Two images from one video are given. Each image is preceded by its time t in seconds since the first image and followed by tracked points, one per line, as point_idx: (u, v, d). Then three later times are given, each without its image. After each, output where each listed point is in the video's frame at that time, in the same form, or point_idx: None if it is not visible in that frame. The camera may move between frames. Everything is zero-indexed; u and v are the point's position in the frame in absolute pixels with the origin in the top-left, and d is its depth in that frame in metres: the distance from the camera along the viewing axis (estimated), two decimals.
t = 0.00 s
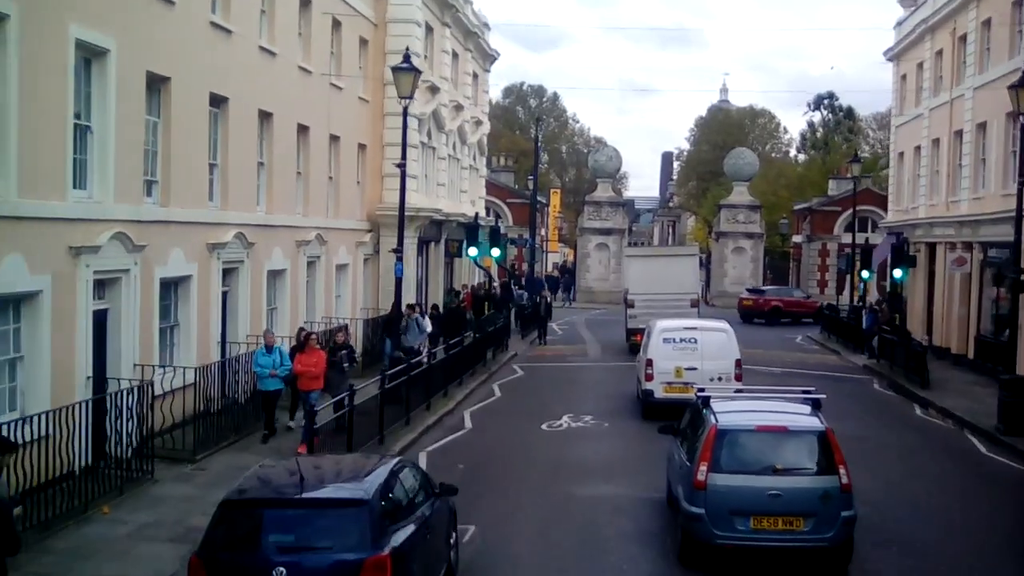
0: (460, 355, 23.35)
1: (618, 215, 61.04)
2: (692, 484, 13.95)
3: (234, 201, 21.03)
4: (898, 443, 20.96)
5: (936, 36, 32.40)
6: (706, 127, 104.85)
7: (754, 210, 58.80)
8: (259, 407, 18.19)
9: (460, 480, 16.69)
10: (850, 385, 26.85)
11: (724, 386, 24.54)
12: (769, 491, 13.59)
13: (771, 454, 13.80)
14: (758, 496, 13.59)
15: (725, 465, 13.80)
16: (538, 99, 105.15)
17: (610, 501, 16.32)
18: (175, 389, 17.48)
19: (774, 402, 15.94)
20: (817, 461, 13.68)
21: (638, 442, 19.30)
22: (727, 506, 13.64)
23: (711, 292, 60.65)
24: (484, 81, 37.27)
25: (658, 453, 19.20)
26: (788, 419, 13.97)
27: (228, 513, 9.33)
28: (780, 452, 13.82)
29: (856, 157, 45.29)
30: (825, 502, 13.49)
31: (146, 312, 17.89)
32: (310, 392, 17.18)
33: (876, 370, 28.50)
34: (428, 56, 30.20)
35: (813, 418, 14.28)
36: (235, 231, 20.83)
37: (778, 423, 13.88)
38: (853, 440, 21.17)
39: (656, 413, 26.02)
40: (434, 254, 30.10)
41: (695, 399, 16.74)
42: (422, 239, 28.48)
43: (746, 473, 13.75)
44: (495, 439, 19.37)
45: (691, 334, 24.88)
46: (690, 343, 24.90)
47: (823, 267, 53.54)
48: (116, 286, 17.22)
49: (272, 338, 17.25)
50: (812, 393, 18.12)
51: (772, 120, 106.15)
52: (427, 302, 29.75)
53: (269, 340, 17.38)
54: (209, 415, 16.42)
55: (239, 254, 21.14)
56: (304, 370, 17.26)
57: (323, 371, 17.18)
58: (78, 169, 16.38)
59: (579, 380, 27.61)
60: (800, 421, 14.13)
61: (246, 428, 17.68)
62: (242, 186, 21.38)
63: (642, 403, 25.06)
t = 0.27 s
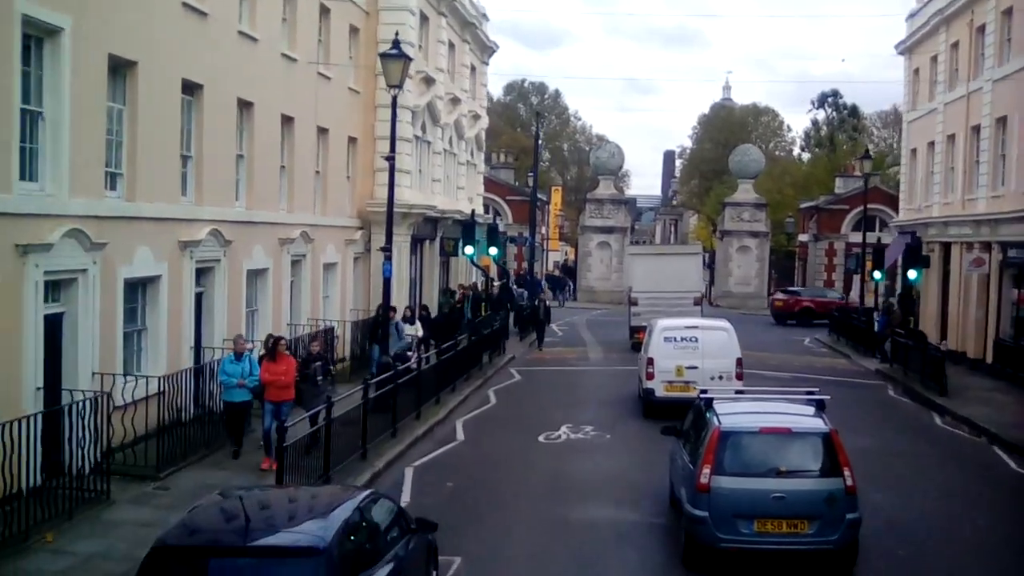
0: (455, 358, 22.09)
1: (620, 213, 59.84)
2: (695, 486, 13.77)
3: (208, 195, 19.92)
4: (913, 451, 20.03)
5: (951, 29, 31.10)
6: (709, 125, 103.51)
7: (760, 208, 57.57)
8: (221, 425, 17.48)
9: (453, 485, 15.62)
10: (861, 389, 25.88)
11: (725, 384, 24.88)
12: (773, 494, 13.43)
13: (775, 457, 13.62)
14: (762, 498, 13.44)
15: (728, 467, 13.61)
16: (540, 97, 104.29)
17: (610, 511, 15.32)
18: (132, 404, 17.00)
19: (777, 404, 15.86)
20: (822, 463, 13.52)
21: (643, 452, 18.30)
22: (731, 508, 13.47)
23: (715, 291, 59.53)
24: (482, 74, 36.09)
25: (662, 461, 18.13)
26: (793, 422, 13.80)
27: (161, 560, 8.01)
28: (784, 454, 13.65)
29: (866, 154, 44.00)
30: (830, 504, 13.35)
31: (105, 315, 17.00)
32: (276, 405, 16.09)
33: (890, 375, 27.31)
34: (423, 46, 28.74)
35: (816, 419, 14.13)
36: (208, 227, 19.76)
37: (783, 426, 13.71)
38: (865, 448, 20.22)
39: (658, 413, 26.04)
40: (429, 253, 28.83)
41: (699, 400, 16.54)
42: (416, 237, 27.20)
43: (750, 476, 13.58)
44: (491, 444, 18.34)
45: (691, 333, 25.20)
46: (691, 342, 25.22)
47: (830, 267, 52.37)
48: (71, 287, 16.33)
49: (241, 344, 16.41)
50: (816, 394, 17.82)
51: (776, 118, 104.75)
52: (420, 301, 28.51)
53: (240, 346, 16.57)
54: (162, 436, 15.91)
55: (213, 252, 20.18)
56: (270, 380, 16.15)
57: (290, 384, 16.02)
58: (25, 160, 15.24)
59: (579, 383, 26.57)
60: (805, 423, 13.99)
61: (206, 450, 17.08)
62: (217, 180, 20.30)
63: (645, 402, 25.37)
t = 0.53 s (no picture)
0: (449, 364, 20.86)
1: (623, 212, 58.58)
2: (700, 488, 13.79)
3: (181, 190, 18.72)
4: (929, 463, 19.16)
5: (968, 21, 29.84)
6: (713, 123, 102.07)
7: (765, 208, 56.35)
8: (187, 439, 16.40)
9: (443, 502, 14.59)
10: (873, 396, 24.91)
11: (728, 386, 24.58)
12: (778, 496, 13.44)
13: (781, 459, 13.63)
14: (768, 501, 13.45)
15: (734, 470, 13.62)
16: (541, 94, 102.99)
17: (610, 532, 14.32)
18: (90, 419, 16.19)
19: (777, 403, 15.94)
20: (828, 466, 13.54)
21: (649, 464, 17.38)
22: (736, 510, 13.48)
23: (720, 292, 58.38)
24: (481, 68, 34.86)
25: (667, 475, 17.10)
26: (799, 424, 13.83)
27: None
28: (790, 456, 13.66)
29: (878, 152, 42.70)
30: (836, 507, 13.37)
31: (62, 319, 15.74)
32: (234, 426, 14.87)
33: (905, 382, 26.16)
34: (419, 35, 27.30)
35: (822, 422, 14.14)
36: (180, 224, 18.61)
37: (789, 429, 13.74)
38: (880, 459, 19.31)
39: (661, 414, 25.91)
40: (423, 254, 27.51)
41: (704, 402, 16.45)
42: (408, 237, 25.89)
43: (755, 478, 13.60)
44: (487, 456, 17.40)
45: (693, 334, 24.99)
46: (693, 343, 24.99)
47: (838, 269, 51.22)
48: (23, 289, 15.01)
49: (202, 357, 15.30)
50: (822, 395, 17.53)
51: (780, 116, 103.25)
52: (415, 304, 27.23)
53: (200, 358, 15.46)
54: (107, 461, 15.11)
55: (188, 251, 19.04)
56: (228, 401, 14.90)
57: (249, 405, 14.78)
58: None
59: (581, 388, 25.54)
60: (811, 425, 14.01)
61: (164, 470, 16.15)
62: (191, 174, 19.10)
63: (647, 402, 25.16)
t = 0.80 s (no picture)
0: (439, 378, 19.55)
1: (626, 215, 57.31)
2: (705, 496, 13.77)
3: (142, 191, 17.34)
4: (940, 473, 18.60)
5: (985, 15, 28.60)
6: (716, 125, 100.81)
7: (771, 210, 55.15)
8: (144, 465, 14.96)
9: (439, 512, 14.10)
10: (882, 404, 24.27)
11: (730, 391, 24.08)
12: (784, 504, 13.43)
13: (785, 467, 13.65)
14: (773, 508, 13.44)
15: (739, 478, 13.62)
16: (542, 95, 101.80)
17: (614, 540, 13.82)
18: (34, 443, 14.64)
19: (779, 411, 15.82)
20: (832, 473, 13.56)
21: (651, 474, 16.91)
22: (741, 518, 13.45)
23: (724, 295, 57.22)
24: (479, 64, 33.65)
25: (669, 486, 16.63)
26: (803, 432, 13.84)
27: None
28: (794, 464, 13.68)
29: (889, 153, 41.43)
30: (841, 515, 13.36)
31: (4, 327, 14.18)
32: (183, 453, 13.31)
33: (921, 394, 24.97)
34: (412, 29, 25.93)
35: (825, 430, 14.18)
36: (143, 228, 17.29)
37: (793, 436, 13.76)
38: (888, 466, 18.76)
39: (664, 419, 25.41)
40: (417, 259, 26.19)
41: (709, 409, 16.23)
42: (400, 240, 24.65)
43: (760, 486, 13.60)
44: (484, 468, 16.87)
45: (695, 338, 24.58)
46: (695, 347, 24.56)
47: (846, 272, 50.05)
48: None
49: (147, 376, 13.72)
50: (830, 404, 16.72)
51: (784, 117, 101.94)
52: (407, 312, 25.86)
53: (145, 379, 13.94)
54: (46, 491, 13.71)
55: (155, 257, 17.76)
56: (177, 423, 13.32)
57: (200, 429, 13.24)
58: None
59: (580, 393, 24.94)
60: (815, 432, 14.03)
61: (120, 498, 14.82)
62: (155, 172, 17.70)
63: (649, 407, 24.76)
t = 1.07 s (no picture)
0: (426, 387, 18.09)
1: (626, 211, 55.84)
2: (707, 496, 13.37)
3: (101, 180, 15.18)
4: (952, 477, 17.80)
5: (1004, 2, 27.25)
6: (717, 121, 99.37)
7: (776, 206, 53.85)
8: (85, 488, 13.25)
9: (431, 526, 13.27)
10: (892, 406, 23.39)
11: (731, 389, 23.46)
12: (786, 504, 13.03)
13: (789, 465, 13.25)
14: (776, 507, 13.04)
15: (741, 476, 13.22)
16: (542, 91, 100.39)
17: (614, 561, 12.76)
18: None
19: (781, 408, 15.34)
20: (836, 472, 13.18)
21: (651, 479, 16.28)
22: (743, 518, 13.04)
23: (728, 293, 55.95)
24: (474, 55, 32.36)
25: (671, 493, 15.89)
26: (807, 430, 13.45)
27: None
28: (797, 462, 13.28)
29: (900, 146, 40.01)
30: (844, 514, 12.98)
31: None
32: (117, 491, 11.73)
33: (938, 398, 23.68)
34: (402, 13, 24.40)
35: (828, 428, 13.77)
36: (99, 224, 14.97)
37: (797, 434, 13.37)
38: (899, 472, 17.95)
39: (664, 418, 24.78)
40: (406, 257, 24.83)
41: (711, 408, 15.70)
42: (388, 237, 23.15)
43: (762, 485, 13.21)
44: (479, 473, 16.14)
45: (696, 335, 23.92)
46: (696, 345, 23.92)
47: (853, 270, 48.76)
48: None
49: (79, 396, 11.96)
50: (835, 403, 15.92)
51: (786, 113, 100.52)
52: (397, 314, 24.44)
53: (77, 398, 12.18)
54: None
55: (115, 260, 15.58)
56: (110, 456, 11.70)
57: (134, 464, 11.65)
58: None
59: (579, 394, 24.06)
60: (819, 431, 13.63)
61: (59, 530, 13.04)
62: (118, 160, 15.70)
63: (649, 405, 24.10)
